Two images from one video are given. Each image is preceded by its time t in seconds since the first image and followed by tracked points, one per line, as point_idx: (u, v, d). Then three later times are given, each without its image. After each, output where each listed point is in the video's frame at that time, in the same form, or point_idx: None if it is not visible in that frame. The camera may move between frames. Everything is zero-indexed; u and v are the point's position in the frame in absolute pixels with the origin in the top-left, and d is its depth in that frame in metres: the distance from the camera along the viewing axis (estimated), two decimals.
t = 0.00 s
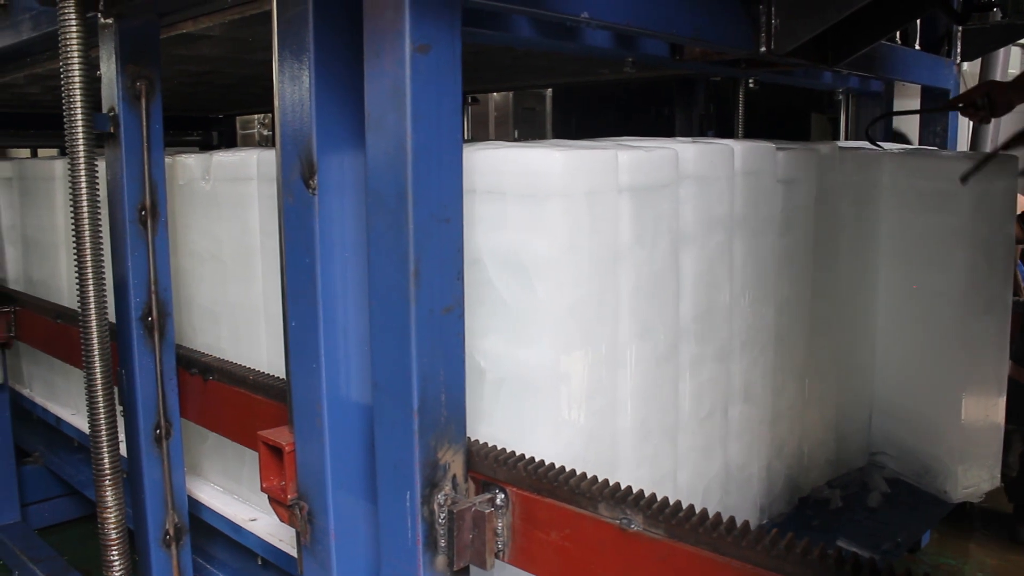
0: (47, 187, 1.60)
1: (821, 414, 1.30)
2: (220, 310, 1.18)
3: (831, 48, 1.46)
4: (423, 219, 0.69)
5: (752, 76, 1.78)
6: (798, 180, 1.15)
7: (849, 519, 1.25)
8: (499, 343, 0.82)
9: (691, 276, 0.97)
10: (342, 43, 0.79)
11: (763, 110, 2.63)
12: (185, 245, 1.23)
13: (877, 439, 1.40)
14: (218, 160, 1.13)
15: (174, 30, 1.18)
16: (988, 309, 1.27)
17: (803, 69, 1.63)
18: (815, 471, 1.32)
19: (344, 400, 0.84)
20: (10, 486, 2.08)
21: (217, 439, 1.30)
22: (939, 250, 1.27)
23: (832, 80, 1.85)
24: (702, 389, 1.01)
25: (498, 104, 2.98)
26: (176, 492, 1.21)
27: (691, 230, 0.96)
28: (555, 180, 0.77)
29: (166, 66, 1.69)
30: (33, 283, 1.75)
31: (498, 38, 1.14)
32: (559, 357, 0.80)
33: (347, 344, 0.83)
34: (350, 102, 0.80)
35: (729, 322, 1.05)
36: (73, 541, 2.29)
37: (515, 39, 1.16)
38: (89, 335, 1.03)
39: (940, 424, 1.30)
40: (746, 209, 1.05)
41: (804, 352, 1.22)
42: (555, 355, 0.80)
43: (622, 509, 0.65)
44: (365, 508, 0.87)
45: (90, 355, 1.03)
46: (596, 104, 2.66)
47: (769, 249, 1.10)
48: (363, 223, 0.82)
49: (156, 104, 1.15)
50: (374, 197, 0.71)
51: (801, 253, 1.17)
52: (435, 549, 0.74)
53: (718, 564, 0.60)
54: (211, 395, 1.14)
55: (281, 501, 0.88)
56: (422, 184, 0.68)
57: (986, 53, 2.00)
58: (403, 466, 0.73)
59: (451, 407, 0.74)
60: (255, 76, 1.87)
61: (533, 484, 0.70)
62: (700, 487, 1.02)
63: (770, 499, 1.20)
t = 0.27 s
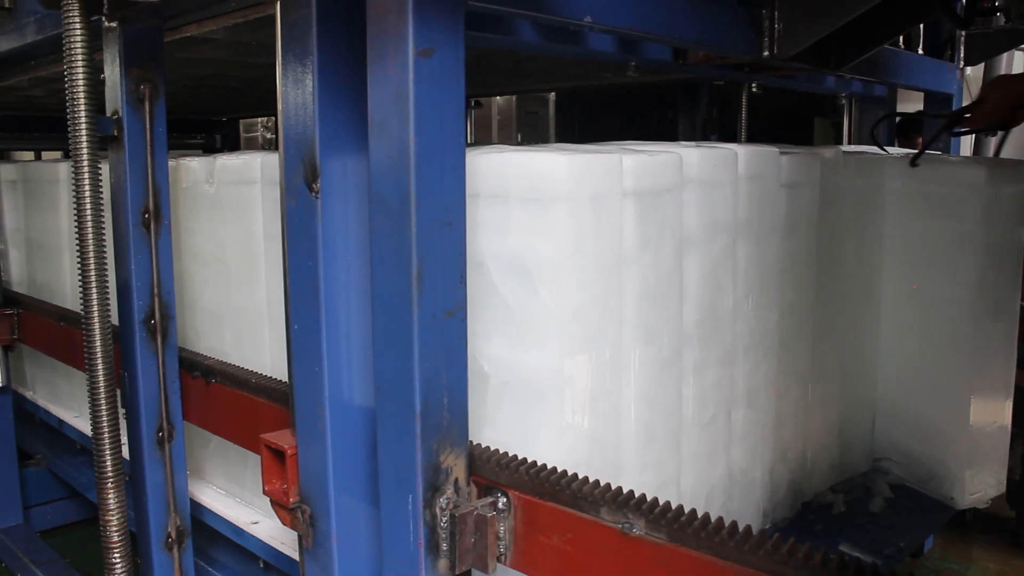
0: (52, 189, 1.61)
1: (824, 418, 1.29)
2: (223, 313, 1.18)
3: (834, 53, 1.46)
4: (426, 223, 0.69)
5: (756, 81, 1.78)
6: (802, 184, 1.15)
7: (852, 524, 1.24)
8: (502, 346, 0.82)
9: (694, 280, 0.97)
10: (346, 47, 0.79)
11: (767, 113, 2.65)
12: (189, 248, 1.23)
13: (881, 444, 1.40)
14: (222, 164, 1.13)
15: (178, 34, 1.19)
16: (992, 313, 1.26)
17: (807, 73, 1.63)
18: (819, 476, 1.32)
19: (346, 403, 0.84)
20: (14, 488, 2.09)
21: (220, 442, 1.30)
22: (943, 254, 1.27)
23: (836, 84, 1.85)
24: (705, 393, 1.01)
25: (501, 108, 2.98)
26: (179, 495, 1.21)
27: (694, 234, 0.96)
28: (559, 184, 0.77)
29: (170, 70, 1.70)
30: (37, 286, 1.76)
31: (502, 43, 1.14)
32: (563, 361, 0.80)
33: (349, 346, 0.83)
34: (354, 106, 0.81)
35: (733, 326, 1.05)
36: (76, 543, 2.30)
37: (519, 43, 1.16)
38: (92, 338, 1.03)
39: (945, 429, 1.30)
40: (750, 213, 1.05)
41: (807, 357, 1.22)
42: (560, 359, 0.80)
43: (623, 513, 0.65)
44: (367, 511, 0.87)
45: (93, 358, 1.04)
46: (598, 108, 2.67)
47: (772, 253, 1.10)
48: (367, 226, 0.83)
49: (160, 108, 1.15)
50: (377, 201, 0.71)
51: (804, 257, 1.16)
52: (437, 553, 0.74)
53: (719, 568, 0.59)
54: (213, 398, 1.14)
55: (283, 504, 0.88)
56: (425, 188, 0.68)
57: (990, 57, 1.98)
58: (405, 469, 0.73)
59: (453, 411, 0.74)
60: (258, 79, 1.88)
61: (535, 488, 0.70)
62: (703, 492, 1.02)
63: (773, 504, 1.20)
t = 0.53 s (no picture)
0: (55, 192, 1.61)
1: (828, 419, 1.29)
2: (226, 316, 1.19)
3: (837, 54, 1.46)
4: (429, 225, 0.69)
5: (758, 82, 1.78)
6: (805, 185, 1.14)
7: (856, 525, 1.24)
8: (505, 348, 0.82)
9: (697, 281, 0.97)
10: (348, 49, 0.79)
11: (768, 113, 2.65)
12: (192, 250, 1.23)
13: (885, 445, 1.40)
14: (225, 166, 1.13)
15: (180, 36, 1.19)
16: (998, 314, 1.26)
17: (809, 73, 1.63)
18: (822, 477, 1.32)
19: (349, 405, 0.84)
20: (17, 490, 2.09)
21: (223, 444, 1.30)
22: (948, 255, 1.27)
23: (838, 85, 1.85)
24: (708, 395, 1.00)
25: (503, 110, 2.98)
26: (182, 497, 1.21)
27: (698, 235, 0.96)
28: (563, 185, 0.77)
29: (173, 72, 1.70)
30: (40, 288, 1.76)
31: (504, 44, 1.14)
32: (567, 362, 0.80)
33: (352, 348, 0.83)
34: (356, 107, 0.81)
35: (736, 327, 1.05)
36: (79, 545, 2.30)
37: (521, 44, 1.16)
38: (95, 341, 1.03)
39: (950, 430, 1.30)
40: (753, 214, 1.05)
41: (810, 358, 1.22)
42: (564, 360, 0.80)
43: (627, 514, 0.65)
44: (371, 513, 0.86)
45: (96, 360, 1.04)
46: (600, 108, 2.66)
47: (775, 253, 1.10)
48: (369, 228, 0.83)
49: (162, 110, 1.15)
50: (379, 202, 0.71)
51: (807, 258, 1.16)
52: (440, 555, 0.74)
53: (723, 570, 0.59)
54: (217, 400, 1.14)
55: (286, 506, 0.88)
56: (428, 189, 0.68)
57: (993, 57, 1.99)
58: (408, 471, 0.72)
59: (456, 412, 0.74)
60: (261, 82, 1.88)
61: (539, 490, 0.70)
62: (707, 493, 1.02)
63: (777, 505, 1.19)
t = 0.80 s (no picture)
0: (59, 193, 1.62)
1: (832, 421, 1.29)
2: (230, 317, 1.19)
3: (841, 55, 1.45)
4: (432, 226, 0.69)
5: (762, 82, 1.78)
6: (809, 186, 1.14)
7: (859, 527, 1.24)
8: (509, 349, 0.82)
9: (701, 283, 0.97)
10: (352, 51, 0.79)
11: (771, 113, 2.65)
12: (195, 251, 1.24)
13: (889, 446, 1.40)
14: (228, 167, 1.13)
15: (184, 37, 1.19)
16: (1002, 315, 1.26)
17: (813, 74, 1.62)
18: (826, 479, 1.32)
19: (353, 406, 0.84)
20: (21, 491, 2.09)
21: (226, 445, 1.30)
22: (952, 256, 1.27)
23: (842, 86, 1.85)
24: (712, 396, 1.00)
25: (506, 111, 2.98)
26: (185, 498, 1.22)
27: (702, 236, 0.95)
28: (567, 186, 0.77)
29: (176, 73, 1.70)
30: (44, 289, 1.76)
31: (508, 45, 1.14)
32: (571, 364, 0.80)
33: (356, 349, 0.83)
34: (359, 109, 0.81)
35: (740, 328, 1.05)
36: (82, 546, 2.30)
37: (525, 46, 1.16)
38: (99, 342, 1.03)
39: (954, 431, 1.30)
40: (757, 216, 1.05)
41: (814, 359, 1.21)
42: (568, 362, 0.80)
43: (631, 516, 0.64)
44: (374, 514, 0.86)
45: (99, 361, 1.04)
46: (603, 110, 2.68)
47: (779, 255, 1.09)
48: (373, 229, 0.83)
49: (166, 111, 1.15)
50: (383, 204, 0.71)
51: (811, 259, 1.16)
52: (444, 556, 0.73)
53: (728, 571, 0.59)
54: (220, 401, 1.14)
55: (289, 507, 0.88)
56: (431, 190, 0.68)
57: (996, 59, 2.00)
58: (411, 472, 0.72)
59: (460, 414, 0.74)
60: (264, 83, 1.89)
61: (542, 491, 0.70)
62: (710, 494, 1.02)
63: (780, 507, 1.19)
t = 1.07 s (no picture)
0: (61, 192, 1.62)
1: (835, 421, 1.29)
2: (232, 316, 1.19)
3: (844, 55, 1.45)
4: (434, 225, 0.68)
5: (764, 83, 1.78)
6: (811, 186, 1.14)
7: (861, 528, 1.24)
8: (511, 349, 0.82)
9: (703, 283, 0.97)
10: (354, 50, 0.79)
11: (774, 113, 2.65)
12: (197, 251, 1.24)
13: (891, 447, 1.40)
14: (231, 166, 1.13)
15: (187, 37, 1.19)
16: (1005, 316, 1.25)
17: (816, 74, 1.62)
18: (828, 480, 1.31)
19: (354, 406, 0.84)
20: (22, 489, 2.10)
21: (228, 444, 1.30)
22: (954, 257, 1.26)
23: (844, 87, 1.85)
24: (714, 397, 1.00)
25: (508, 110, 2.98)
26: (187, 497, 1.22)
27: (704, 236, 0.95)
28: (569, 186, 0.77)
29: (179, 72, 1.70)
30: (46, 288, 1.77)
31: (511, 44, 1.14)
32: (572, 364, 0.80)
33: (357, 348, 0.83)
34: (361, 108, 0.80)
35: (743, 328, 1.05)
36: (83, 545, 2.30)
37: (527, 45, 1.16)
38: (100, 341, 1.03)
39: (956, 432, 1.30)
40: (759, 216, 1.05)
41: (816, 360, 1.21)
42: (570, 362, 0.80)
43: (632, 516, 0.65)
44: (376, 514, 0.86)
45: (101, 359, 1.04)
46: (605, 111, 2.68)
47: (782, 255, 1.09)
48: (375, 228, 0.82)
49: (168, 110, 1.15)
50: (386, 204, 0.71)
51: (813, 260, 1.16)
52: (445, 556, 0.73)
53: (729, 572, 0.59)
54: (222, 400, 1.14)
55: (291, 507, 0.88)
56: (434, 190, 0.68)
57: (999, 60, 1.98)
58: (413, 472, 0.72)
59: (461, 413, 0.74)
60: (266, 82, 1.88)
61: (544, 491, 0.70)
62: (712, 495, 1.02)
63: (782, 507, 1.19)
